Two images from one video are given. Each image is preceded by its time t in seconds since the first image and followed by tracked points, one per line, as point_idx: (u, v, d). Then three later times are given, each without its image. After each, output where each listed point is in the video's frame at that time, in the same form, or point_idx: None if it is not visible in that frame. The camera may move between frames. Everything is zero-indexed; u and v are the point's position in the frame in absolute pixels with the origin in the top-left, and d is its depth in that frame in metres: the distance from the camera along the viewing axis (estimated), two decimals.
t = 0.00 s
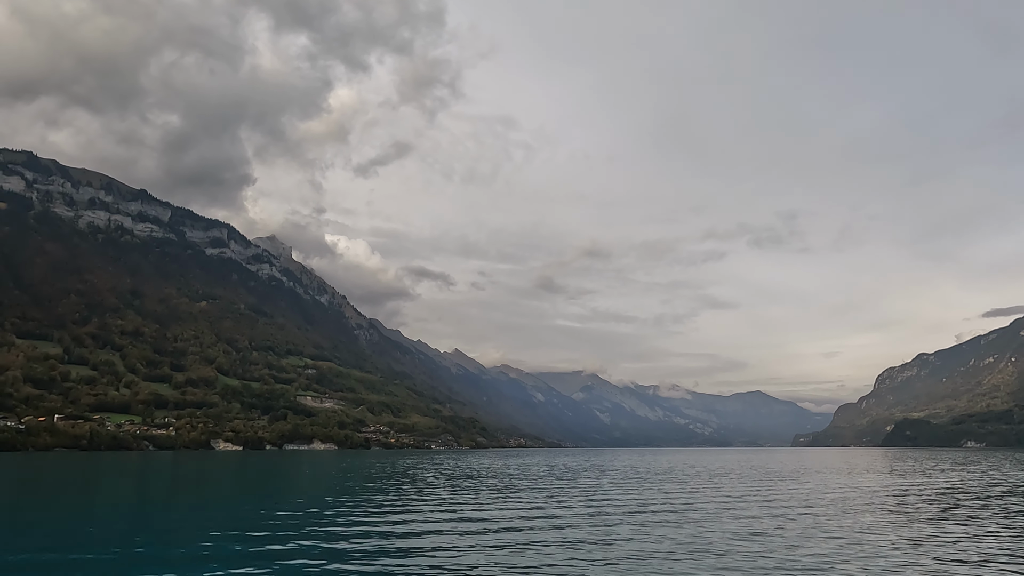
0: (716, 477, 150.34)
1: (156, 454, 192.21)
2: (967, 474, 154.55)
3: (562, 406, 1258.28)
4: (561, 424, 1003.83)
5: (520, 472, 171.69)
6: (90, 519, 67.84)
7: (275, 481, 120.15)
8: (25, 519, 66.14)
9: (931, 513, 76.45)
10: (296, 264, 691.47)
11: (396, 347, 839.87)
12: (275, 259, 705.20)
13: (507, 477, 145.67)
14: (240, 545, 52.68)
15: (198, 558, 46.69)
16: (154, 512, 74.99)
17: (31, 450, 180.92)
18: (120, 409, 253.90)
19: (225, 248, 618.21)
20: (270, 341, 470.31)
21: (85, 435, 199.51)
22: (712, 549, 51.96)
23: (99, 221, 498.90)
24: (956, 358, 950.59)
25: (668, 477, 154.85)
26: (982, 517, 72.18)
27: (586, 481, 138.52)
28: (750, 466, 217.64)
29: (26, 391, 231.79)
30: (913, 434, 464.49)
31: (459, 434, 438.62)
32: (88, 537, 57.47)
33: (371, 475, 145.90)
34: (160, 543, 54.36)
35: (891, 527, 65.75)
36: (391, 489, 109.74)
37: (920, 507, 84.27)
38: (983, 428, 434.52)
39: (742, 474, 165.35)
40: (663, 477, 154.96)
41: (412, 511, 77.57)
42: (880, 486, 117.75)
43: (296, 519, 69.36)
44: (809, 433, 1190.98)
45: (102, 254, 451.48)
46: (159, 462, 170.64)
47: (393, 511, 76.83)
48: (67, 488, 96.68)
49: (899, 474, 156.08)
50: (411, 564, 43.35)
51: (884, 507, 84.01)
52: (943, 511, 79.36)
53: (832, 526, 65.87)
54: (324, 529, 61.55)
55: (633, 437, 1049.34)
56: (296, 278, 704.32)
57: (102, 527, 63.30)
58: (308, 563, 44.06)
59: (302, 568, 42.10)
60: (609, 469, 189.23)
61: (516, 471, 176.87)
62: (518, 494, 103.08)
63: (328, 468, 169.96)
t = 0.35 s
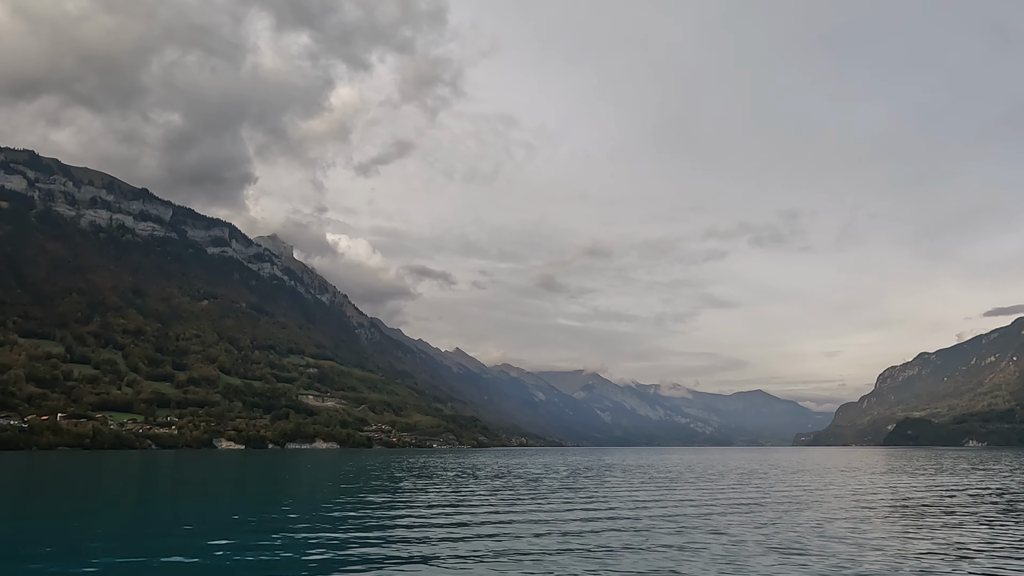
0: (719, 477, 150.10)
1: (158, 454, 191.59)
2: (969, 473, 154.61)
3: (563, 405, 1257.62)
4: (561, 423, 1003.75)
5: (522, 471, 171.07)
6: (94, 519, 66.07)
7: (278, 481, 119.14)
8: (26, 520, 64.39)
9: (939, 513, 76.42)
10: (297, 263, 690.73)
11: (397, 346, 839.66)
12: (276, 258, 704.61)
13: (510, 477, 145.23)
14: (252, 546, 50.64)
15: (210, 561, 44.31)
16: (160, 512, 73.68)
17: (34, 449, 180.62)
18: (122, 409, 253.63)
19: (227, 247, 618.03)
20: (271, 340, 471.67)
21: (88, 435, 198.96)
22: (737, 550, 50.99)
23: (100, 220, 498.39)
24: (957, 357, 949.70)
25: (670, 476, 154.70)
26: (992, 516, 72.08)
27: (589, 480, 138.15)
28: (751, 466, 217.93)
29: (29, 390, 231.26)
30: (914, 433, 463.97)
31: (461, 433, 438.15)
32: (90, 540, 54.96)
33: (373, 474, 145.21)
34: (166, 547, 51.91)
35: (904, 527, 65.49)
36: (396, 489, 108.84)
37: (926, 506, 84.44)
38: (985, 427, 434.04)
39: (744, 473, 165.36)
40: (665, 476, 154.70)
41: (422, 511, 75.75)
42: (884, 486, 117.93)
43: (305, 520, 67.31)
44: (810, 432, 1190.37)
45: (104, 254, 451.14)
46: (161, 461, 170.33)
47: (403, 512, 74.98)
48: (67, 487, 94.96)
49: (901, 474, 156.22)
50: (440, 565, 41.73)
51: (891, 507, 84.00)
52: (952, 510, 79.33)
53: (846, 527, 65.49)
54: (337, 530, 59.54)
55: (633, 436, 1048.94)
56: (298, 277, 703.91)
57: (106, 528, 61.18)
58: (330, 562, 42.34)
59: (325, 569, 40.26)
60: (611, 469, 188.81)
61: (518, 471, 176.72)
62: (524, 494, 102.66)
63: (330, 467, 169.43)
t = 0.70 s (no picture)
0: (722, 476, 150.05)
1: (160, 453, 191.39)
2: (971, 472, 154.66)
3: (564, 404, 1256.84)
4: (562, 422, 1003.28)
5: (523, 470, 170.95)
6: (97, 519, 65.53)
7: (277, 480, 118.70)
8: (28, 519, 63.64)
9: (942, 510, 76.84)
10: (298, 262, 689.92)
11: (397, 344, 839.38)
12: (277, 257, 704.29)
13: (510, 476, 145.61)
14: (258, 546, 49.81)
15: (216, 562, 43.38)
16: (163, 511, 73.34)
17: (36, 447, 180.77)
18: (124, 407, 253.73)
19: (228, 246, 618.06)
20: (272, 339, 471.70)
21: (90, 433, 198.94)
22: (747, 548, 50.97)
23: (101, 219, 498.20)
24: (957, 356, 948.08)
25: (672, 475, 154.72)
26: (993, 514, 72.67)
27: (590, 478, 138.30)
28: (751, 464, 218.02)
29: (31, 388, 230.97)
30: (915, 431, 463.47)
31: (462, 431, 438.30)
32: (92, 540, 53.95)
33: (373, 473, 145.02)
34: (168, 547, 50.85)
35: (909, 524, 65.84)
36: (398, 487, 108.60)
37: (927, 504, 84.94)
38: (985, 425, 434.15)
39: (744, 473, 165.46)
40: (667, 475, 154.88)
41: (426, 511, 75.40)
42: (883, 484, 118.55)
43: (308, 520, 66.64)
44: (811, 430, 1189.27)
45: (105, 252, 450.92)
46: (162, 460, 170.55)
47: (407, 512, 74.55)
48: (65, 487, 94.02)
49: (902, 473, 156.42)
50: (454, 567, 41.29)
51: (892, 505, 84.45)
52: (954, 507, 79.75)
53: (851, 524, 65.80)
54: (341, 530, 58.72)
55: (634, 435, 1048.24)
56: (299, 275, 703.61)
57: (109, 528, 60.32)
58: (343, 564, 41.80)
59: (337, 571, 39.64)
60: (611, 468, 189.10)
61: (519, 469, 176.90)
62: (525, 492, 102.75)
63: (331, 466, 169.26)
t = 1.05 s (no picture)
0: (721, 473, 150.30)
1: (159, 450, 191.48)
2: (965, 468, 155.34)
3: (563, 401, 1257.51)
4: (561, 419, 1004.63)
5: (522, 467, 171.29)
6: (96, 517, 65.23)
7: (277, 478, 117.62)
8: (25, 520, 61.97)
9: (948, 508, 76.51)
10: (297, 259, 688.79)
11: (396, 342, 839.02)
12: (276, 254, 703.63)
13: (510, 473, 145.23)
14: (264, 548, 48.07)
15: (221, 563, 41.67)
16: (164, 510, 71.98)
17: (36, 444, 180.98)
18: (123, 405, 253.76)
19: (226, 244, 617.02)
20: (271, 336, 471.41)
21: (90, 430, 198.91)
22: (762, 547, 50.10)
23: (100, 216, 498.86)
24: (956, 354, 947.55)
25: (669, 472, 154.91)
26: (999, 512, 72.35)
27: (591, 476, 138.09)
28: (751, 462, 218.09)
29: (30, 386, 230.75)
30: (913, 429, 463.64)
31: (461, 429, 438.84)
32: (91, 542, 52.19)
33: (373, 471, 144.09)
34: (170, 549, 49.15)
35: (917, 522, 65.43)
36: (400, 485, 107.73)
37: (931, 501, 84.77)
38: (983, 423, 434.60)
39: (743, 470, 165.78)
40: (664, 472, 155.01)
41: (430, 510, 74.17)
42: (883, 482, 118.67)
43: (312, 519, 65.29)
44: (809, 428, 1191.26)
45: (104, 250, 450.55)
46: (162, 458, 169.97)
47: (412, 511, 73.28)
48: (61, 486, 92.37)
49: (899, 470, 157.08)
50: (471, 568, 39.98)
51: (897, 502, 84.16)
52: (960, 505, 79.42)
53: (858, 522, 65.40)
54: (348, 531, 57.17)
55: (632, 433, 1049.05)
56: (298, 273, 703.00)
57: (109, 529, 58.75)
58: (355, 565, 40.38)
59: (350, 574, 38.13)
60: (610, 466, 189.08)
61: (519, 467, 176.96)
62: (527, 490, 102.15)
63: (331, 463, 169.40)
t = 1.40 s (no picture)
0: (721, 471, 150.54)
1: (161, 448, 191.22)
2: (965, 466, 155.67)
3: (562, 399, 1257.93)
4: (560, 418, 1005.34)
5: (522, 466, 171.30)
6: (97, 516, 64.22)
7: (277, 476, 117.16)
8: (24, 520, 60.38)
9: (951, 505, 76.55)
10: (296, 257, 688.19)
11: (396, 340, 839.14)
12: (275, 252, 702.68)
13: (508, 472, 145.32)
14: (275, 547, 46.98)
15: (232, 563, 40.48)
16: (165, 509, 70.69)
17: (37, 442, 180.35)
18: (124, 403, 253.31)
19: (226, 242, 616.30)
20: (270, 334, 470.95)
21: (90, 429, 198.37)
22: (776, 546, 49.72)
23: (99, 214, 498.75)
24: (954, 351, 947.71)
25: (670, 471, 155.11)
26: (1002, 509, 72.44)
27: (589, 474, 138.10)
28: (752, 460, 218.45)
29: (30, 384, 230.08)
30: (912, 427, 464.08)
31: (461, 427, 439.02)
32: (94, 543, 50.72)
33: (371, 469, 143.64)
34: (177, 549, 47.74)
35: (921, 519, 65.56)
36: (400, 483, 107.24)
37: (931, 498, 85.23)
38: (982, 421, 434.82)
39: (744, 467, 166.02)
40: (666, 471, 155.16)
41: (435, 508, 73.43)
42: (879, 479, 119.49)
43: (316, 518, 64.53)
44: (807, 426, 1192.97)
45: (103, 248, 449.56)
46: (162, 455, 169.85)
47: (416, 509, 72.71)
48: (56, 485, 90.73)
49: (899, 467, 157.57)
50: (494, 567, 39.25)
51: (900, 499, 84.28)
52: (964, 502, 79.63)
53: (870, 520, 64.87)
54: (357, 531, 56.00)
55: (632, 431, 1049.77)
56: (297, 271, 702.52)
57: (112, 528, 57.48)
58: (374, 566, 39.36)
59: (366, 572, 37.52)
60: (610, 464, 189.34)
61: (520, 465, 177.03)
62: (528, 488, 102.33)
63: (331, 461, 169.11)
